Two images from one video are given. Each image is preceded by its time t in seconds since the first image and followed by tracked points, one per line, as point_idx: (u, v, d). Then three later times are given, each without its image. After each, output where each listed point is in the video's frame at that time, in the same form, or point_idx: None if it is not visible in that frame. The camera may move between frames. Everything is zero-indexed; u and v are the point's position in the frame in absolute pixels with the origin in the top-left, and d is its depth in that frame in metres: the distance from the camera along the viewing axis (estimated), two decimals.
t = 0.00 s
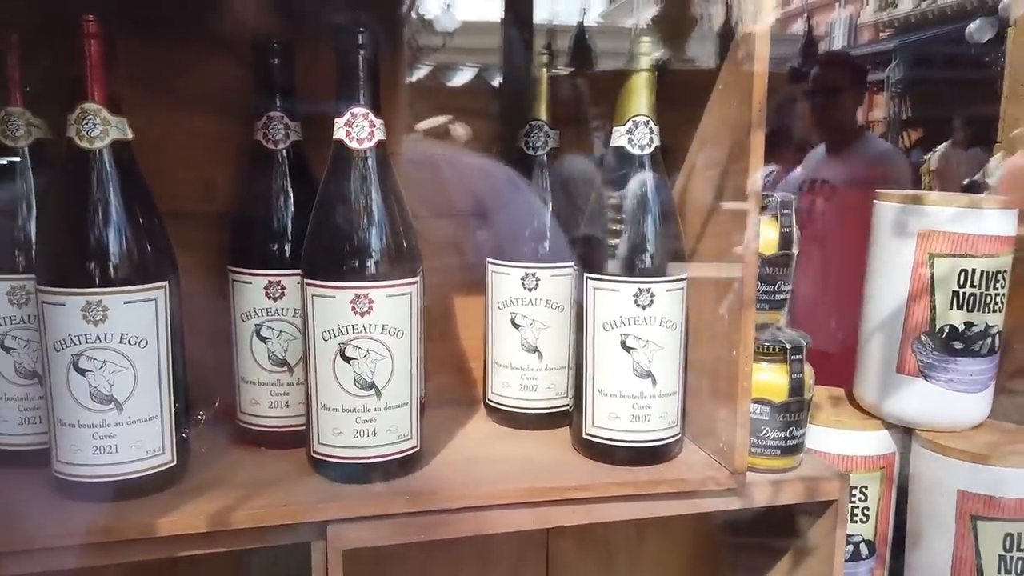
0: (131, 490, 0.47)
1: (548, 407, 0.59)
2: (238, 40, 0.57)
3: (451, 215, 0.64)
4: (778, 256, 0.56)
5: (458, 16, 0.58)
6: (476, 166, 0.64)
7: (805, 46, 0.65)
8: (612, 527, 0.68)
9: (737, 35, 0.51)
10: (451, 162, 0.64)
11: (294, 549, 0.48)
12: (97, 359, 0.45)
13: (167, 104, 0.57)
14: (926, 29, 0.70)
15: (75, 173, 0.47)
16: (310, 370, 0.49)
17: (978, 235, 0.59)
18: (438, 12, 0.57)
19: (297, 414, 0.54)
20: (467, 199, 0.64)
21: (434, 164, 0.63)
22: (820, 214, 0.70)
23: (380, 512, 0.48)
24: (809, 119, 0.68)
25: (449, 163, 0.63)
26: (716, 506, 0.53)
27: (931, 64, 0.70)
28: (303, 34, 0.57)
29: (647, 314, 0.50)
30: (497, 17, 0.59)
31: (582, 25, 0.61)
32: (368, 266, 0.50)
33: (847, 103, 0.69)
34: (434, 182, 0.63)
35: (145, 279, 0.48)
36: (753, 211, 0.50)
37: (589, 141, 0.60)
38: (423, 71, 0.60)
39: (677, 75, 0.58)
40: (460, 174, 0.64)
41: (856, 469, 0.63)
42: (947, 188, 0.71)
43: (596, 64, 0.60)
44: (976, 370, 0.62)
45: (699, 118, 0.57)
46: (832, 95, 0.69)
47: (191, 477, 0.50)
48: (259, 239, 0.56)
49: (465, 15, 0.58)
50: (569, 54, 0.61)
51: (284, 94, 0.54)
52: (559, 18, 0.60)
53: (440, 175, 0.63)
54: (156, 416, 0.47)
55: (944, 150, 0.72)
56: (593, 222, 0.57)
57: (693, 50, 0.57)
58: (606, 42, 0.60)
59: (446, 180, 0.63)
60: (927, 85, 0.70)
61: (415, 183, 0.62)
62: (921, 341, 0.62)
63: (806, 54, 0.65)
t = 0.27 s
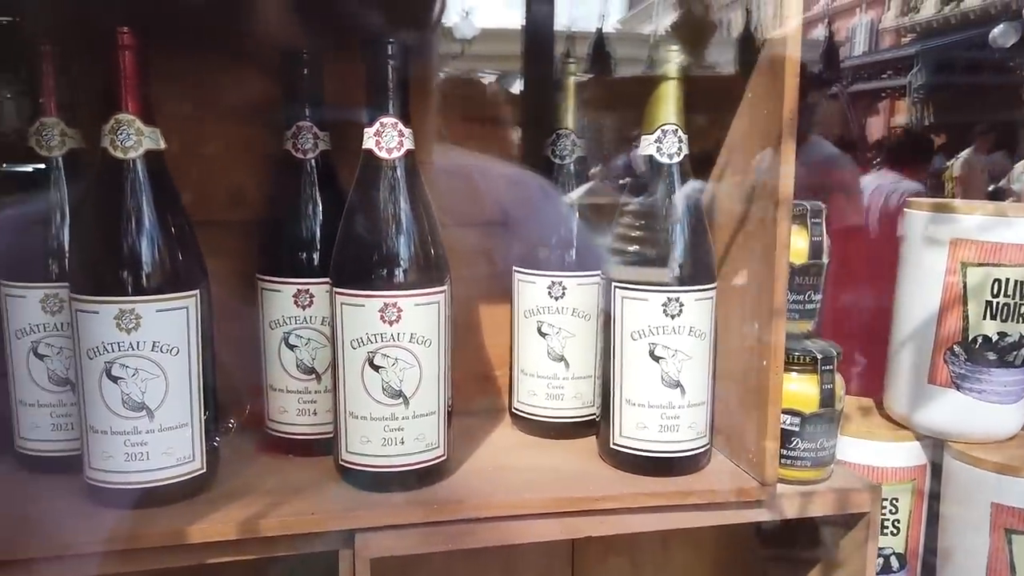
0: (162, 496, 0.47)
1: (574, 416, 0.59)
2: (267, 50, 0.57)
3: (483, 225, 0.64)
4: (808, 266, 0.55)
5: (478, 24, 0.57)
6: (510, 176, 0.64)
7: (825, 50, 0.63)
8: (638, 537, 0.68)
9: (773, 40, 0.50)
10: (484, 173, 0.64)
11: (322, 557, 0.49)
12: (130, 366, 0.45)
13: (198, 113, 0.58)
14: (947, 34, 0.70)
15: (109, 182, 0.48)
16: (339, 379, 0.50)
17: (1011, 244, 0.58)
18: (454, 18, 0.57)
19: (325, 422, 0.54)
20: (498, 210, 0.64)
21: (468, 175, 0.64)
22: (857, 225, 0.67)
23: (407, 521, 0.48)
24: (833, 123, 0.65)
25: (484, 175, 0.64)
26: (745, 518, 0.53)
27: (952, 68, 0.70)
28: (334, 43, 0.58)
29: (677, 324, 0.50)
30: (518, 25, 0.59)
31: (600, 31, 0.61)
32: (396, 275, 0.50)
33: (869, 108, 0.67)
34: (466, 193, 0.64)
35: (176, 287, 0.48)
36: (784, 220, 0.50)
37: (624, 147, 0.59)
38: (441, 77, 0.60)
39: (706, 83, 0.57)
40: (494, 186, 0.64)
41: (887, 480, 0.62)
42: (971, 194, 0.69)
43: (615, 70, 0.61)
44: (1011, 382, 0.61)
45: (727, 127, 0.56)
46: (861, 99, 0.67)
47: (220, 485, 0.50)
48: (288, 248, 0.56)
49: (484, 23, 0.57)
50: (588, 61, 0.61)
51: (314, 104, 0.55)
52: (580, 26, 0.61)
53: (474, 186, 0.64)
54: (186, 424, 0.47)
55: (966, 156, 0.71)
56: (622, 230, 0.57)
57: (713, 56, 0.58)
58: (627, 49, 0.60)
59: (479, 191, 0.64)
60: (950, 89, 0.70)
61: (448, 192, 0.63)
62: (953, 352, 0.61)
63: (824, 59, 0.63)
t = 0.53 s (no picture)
0: (189, 497, 0.47)
1: (599, 419, 0.58)
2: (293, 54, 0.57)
3: (513, 228, 0.64)
4: (837, 268, 0.55)
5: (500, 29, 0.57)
6: (539, 177, 0.64)
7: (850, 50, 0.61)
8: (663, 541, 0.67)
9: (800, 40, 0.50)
10: (513, 174, 0.64)
11: (347, 558, 0.48)
12: (157, 367, 0.45)
13: (224, 117, 0.58)
14: (975, 36, 0.69)
15: (138, 184, 0.48)
16: (364, 380, 0.50)
17: None
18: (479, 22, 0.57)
19: (349, 424, 0.54)
20: (525, 212, 0.64)
21: (497, 176, 0.64)
22: (892, 227, 0.66)
23: (432, 523, 0.48)
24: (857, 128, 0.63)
25: (516, 178, 0.64)
26: (774, 523, 0.52)
27: (979, 70, 0.69)
28: (358, 46, 0.58)
29: (704, 326, 0.50)
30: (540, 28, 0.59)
31: (621, 34, 0.60)
32: (421, 277, 0.50)
33: (895, 112, 0.67)
34: (495, 195, 0.64)
35: (203, 288, 0.48)
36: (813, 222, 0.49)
37: (648, 151, 0.61)
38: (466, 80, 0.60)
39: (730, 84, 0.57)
40: (526, 189, 0.64)
41: (916, 487, 0.61)
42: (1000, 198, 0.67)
43: (637, 73, 0.62)
44: None
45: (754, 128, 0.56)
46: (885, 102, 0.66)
47: (246, 485, 0.50)
48: (313, 251, 0.56)
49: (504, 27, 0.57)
50: (607, 63, 0.61)
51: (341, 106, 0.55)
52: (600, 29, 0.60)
53: (505, 189, 0.64)
54: (212, 425, 0.47)
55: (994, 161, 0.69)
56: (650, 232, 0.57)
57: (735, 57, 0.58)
58: (647, 51, 0.61)
59: (511, 194, 0.64)
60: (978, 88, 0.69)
61: (477, 195, 0.63)
62: (984, 357, 0.60)
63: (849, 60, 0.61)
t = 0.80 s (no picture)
0: (207, 498, 0.47)
1: (617, 423, 0.58)
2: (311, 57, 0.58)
3: (534, 229, 0.64)
4: (859, 270, 0.54)
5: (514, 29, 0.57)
6: (562, 179, 0.63)
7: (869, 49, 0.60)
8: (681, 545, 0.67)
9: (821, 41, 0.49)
10: (537, 175, 0.64)
11: (364, 560, 0.48)
12: (177, 368, 0.46)
13: (242, 120, 0.58)
14: (994, 36, 0.68)
15: (157, 187, 0.49)
16: (381, 382, 0.49)
17: None
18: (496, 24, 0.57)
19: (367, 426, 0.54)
20: (546, 214, 0.64)
21: (519, 177, 0.64)
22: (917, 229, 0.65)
23: (449, 526, 0.47)
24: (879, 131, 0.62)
25: (538, 178, 0.64)
26: (794, 528, 0.51)
27: (999, 70, 0.69)
28: (376, 49, 0.58)
29: (723, 329, 0.49)
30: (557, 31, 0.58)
31: (637, 36, 0.60)
32: (439, 279, 0.50)
33: (914, 112, 0.65)
34: (517, 196, 0.64)
35: (222, 290, 0.48)
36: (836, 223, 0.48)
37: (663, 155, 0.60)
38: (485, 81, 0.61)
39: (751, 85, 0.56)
40: (548, 190, 0.64)
41: (940, 491, 0.60)
42: None
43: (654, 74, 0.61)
44: None
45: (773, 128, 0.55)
46: (907, 101, 0.64)
47: (263, 487, 0.50)
48: (331, 254, 0.56)
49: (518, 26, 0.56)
50: (621, 64, 0.60)
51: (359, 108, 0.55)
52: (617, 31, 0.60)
53: (527, 189, 0.64)
54: (230, 426, 0.47)
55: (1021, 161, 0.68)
56: (668, 234, 0.56)
57: (753, 60, 0.56)
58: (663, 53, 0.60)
59: (533, 195, 0.64)
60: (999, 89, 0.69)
61: (498, 196, 0.63)
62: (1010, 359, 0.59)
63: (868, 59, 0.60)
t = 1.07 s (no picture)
0: (229, 501, 0.47)
1: (637, 427, 0.58)
2: (331, 60, 0.58)
3: (558, 232, 0.64)
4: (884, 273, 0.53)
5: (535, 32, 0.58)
6: (589, 181, 0.63)
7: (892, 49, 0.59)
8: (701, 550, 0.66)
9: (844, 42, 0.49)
10: (562, 177, 0.64)
11: (386, 564, 0.48)
12: (199, 371, 0.46)
13: (264, 123, 0.59)
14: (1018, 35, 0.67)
15: (181, 190, 0.49)
16: (402, 385, 0.49)
17: None
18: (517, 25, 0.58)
19: (387, 429, 0.54)
20: (570, 217, 0.64)
21: (545, 180, 0.64)
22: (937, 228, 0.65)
23: (471, 530, 0.47)
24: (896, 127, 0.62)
25: (564, 180, 0.64)
26: (818, 534, 0.51)
27: None
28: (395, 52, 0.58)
29: (747, 333, 0.49)
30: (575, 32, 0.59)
31: (653, 38, 0.60)
32: (459, 282, 0.50)
33: (935, 113, 0.65)
34: (541, 198, 0.64)
35: (244, 293, 0.48)
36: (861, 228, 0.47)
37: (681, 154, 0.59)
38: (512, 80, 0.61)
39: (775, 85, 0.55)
40: (572, 191, 0.63)
41: (965, 498, 0.58)
42: None
43: (669, 77, 0.60)
44: None
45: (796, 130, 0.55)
46: (925, 102, 0.64)
47: (285, 489, 0.50)
48: (352, 256, 0.56)
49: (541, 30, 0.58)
50: (640, 65, 0.60)
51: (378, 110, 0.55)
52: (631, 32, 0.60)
53: (551, 192, 0.64)
54: (252, 428, 0.48)
55: None
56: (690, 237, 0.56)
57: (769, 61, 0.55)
58: (678, 54, 0.60)
59: (557, 197, 0.64)
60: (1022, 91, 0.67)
61: (523, 198, 0.63)
62: None
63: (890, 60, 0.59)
